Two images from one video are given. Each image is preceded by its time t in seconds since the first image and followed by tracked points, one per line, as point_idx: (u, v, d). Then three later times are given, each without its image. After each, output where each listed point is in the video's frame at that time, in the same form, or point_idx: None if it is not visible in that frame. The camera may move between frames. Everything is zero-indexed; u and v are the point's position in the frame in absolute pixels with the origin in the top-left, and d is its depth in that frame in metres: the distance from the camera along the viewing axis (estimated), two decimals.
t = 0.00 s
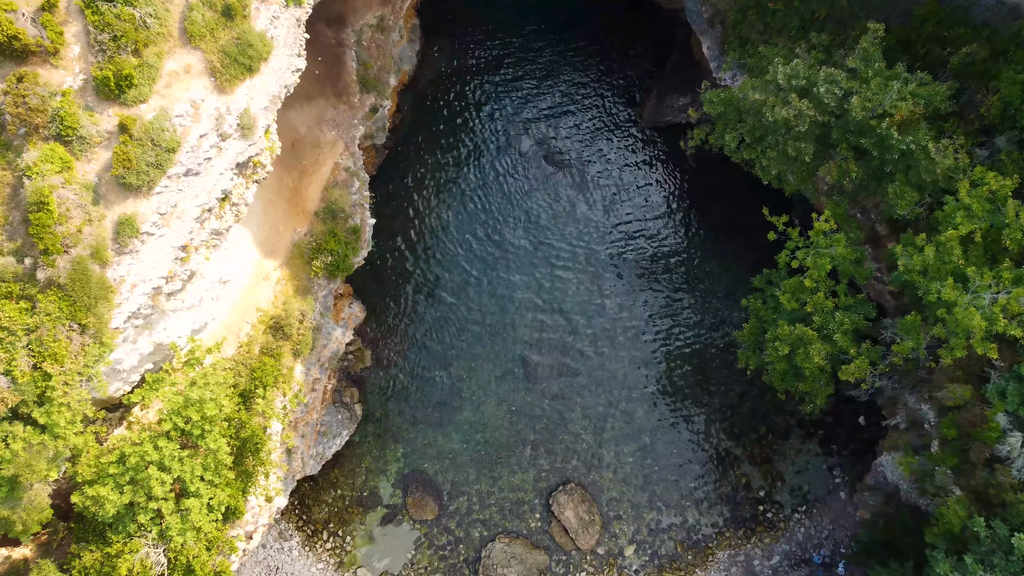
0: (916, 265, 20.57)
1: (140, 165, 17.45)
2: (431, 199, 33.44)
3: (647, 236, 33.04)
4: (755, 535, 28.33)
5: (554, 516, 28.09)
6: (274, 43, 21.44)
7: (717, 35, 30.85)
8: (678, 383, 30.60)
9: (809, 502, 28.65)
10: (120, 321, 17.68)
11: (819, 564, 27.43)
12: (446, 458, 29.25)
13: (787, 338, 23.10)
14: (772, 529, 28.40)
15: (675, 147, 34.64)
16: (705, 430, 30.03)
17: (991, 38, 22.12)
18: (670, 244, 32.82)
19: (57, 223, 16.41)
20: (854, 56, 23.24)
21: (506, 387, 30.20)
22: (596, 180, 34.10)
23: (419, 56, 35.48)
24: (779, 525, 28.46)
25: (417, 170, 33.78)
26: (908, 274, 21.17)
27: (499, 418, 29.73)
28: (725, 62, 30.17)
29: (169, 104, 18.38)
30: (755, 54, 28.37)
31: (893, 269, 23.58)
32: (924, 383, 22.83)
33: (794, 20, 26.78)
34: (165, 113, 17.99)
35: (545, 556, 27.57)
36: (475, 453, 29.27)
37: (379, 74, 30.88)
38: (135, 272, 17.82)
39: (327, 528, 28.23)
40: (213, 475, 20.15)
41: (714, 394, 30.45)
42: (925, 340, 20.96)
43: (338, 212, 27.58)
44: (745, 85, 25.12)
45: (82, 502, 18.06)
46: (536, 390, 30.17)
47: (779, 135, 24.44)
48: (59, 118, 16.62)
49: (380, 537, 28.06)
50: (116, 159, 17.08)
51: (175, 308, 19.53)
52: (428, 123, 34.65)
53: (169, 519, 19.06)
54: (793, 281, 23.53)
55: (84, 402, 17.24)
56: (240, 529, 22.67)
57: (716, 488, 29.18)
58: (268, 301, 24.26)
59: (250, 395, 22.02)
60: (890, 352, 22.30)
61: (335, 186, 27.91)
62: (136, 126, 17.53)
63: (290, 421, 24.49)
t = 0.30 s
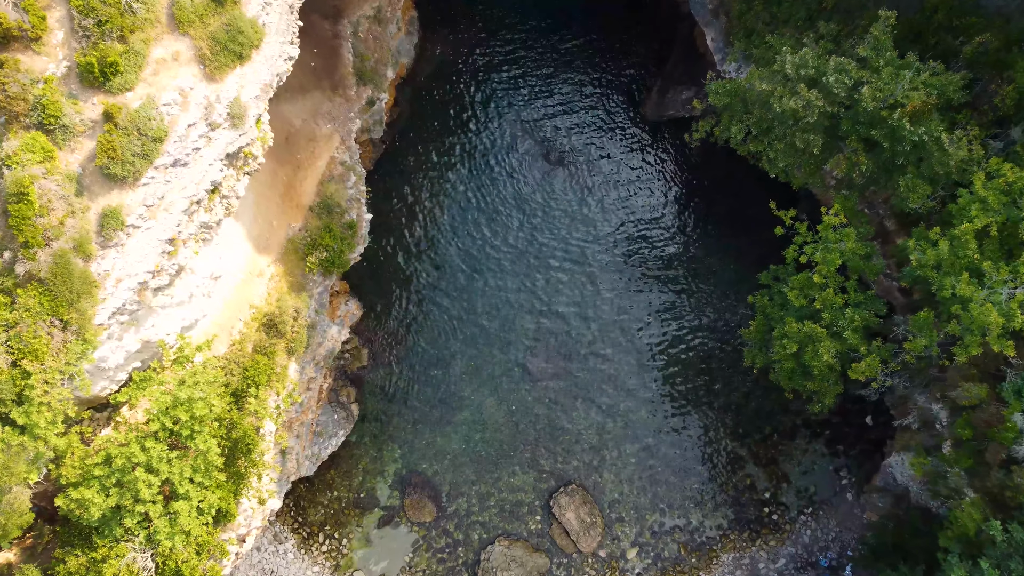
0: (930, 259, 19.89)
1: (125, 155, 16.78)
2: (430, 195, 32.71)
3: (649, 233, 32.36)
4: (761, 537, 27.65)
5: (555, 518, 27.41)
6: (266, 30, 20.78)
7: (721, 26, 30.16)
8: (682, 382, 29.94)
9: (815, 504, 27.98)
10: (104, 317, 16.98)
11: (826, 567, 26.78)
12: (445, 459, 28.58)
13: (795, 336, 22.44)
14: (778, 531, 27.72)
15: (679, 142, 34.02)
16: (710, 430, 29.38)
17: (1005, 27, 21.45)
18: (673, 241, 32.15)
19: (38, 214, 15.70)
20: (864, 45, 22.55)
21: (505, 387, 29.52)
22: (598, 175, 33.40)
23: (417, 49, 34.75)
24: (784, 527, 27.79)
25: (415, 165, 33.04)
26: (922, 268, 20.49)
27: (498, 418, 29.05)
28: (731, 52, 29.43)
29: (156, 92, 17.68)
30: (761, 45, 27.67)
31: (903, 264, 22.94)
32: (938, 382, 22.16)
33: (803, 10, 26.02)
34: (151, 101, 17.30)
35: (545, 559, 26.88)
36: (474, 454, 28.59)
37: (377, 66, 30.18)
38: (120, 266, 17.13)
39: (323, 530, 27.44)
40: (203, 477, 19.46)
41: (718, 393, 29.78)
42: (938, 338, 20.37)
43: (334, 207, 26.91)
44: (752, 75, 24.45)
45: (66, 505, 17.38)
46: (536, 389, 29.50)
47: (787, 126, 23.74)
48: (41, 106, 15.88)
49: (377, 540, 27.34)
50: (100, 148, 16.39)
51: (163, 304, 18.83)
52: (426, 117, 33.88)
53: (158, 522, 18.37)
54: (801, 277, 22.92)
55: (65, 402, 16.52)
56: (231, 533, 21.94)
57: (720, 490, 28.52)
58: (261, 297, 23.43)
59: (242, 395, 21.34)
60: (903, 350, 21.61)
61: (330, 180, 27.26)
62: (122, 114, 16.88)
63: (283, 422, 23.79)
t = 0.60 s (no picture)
0: (945, 254, 19.21)
1: (109, 144, 16.09)
2: (429, 190, 32.00)
3: (653, 229, 31.68)
4: (767, 540, 27.00)
5: (556, 521, 26.77)
6: (257, 16, 20.09)
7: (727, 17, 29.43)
8: (686, 381, 29.26)
9: (822, 506, 27.33)
10: (87, 314, 16.26)
11: (834, 571, 26.13)
12: (444, 460, 27.91)
13: (804, 333, 21.84)
14: (785, 534, 27.07)
15: (684, 136, 33.32)
16: (715, 430, 28.71)
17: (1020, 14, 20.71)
18: (678, 238, 31.48)
19: (18, 205, 15.07)
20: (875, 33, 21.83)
21: (506, 386, 28.86)
22: (600, 171, 32.69)
23: (415, 42, 33.94)
24: (791, 529, 27.13)
25: (414, 160, 32.34)
26: (938, 263, 19.80)
27: (498, 418, 28.39)
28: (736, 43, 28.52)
29: (143, 79, 17.00)
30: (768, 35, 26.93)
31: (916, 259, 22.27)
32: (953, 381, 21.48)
33: None
34: (138, 89, 16.61)
35: (547, 562, 26.23)
36: (474, 454, 27.93)
37: (374, 58, 29.44)
38: (105, 260, 16.45)
39: (319, 532, 26.76)
40: (193, 479, 18.76)
41: (724, 392, 29.10)
42: (954, 335, 19.72)
43: (329, 201, 25.62)
44: (760, 64, 23.79)
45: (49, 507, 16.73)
46: (537, 389, 28.86)
47: (796, 117, 23.12)
48: (21, 93, 15.25)
49: (374, 542, 26.68)
50: (83, 137, 15.78)
51: (150, 300, 18.04)
52: (424, 110, 33.15)
53: (145, 526, 17.67)
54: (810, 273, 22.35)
55: (46, 400, 15.84)
56: (224, 536, 21.26)
57: (726, 491, 27.86)
58: (255, 294, 22.52)
59: (234, 395, 20.60)
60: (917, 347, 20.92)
61: (326, 174, 26.03)
62: (107, 102, 16.20)
63: (277, 422, 23.01)
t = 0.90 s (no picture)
0: (960, 247, 18.58)
1: (94, 133, 15.50)
2: (428, 185, 31.40)
3: (656, 226, 31.09)
4: (773, 542, 26.41)
5: (558, 522, 26.17)
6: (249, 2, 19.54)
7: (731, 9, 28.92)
8: (689, 380, 28.69)
9: (829, 507, 26.73)
10: (71, 309, 15.67)
11: (841, 573, 25.55)
12: (442, 460, 27.31)
13: (813, 330, 21.30)
14: (791, 535, 26.48)
15: (687, 131, 32.83)
16: (720, 430, 28.13)
17: None
18: (681, 234, 30.89)
19: None
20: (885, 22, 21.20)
21: (506, 385, 28.27)
22: (602, 167, 32.08)
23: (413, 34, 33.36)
24: (797, 531, 26.53)
25: (414, 154, 31.78)
26: (952, 256, 19.21)
27: (498, 417, 27.81)
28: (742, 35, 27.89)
29: (129, 66, 16.34)
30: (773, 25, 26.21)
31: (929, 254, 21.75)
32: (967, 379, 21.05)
33: None
34: (124, 76, 15.99)
35: (548, 565, 25.63)
36: (473, 455, 27.33)
37: (371, 49, 28.80)
38: (90, 254, 15.87)
39: (315, 535, 26.14)
40: (183, 480, 18.15)
41: (729, 391, 28.52)
42: (968, 331, 19.13)
43: (326, 195, 25.16)
44: (767, 54, 23.27)
45: (34, 509, 16.19)
46: (538, 388, 28.28)
47: (805, 109, 22.68)
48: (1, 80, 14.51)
49: (371, 545, 26.09)
50: (67, 126, 15.21)
51: (137, 295, 17.48)
52: (424, 103, 32.61)
53: (133, 529, 17.07)
54: (819, 268, 21.88)
55: (27, 400, 15.14)
56: (216, 539, 20.62)
57: (730, 492, 27.28)
58: (248, 291, 22.02)
59: (226, 394, 20.00)
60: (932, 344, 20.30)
61: (322, 168, 25.56)
62: (91, 89, 15.58)
63: (271, 421, 22.38)
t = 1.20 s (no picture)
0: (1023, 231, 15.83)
1: (26, 96, 13.35)
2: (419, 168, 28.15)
3: (672, 215, 28.29)
4: (805, 568, 23.66)
5: (563, 545, 23.67)
6: None
7: None
8: (708, 385, 26.06)
9: (868, 529, 23.96)
10: None
11: None
12: (435, 476, 24.80)
13: (855, 328, 18.70)
14: (826, 560, 23.72)
15: (706, 107, 29.80)
16: (743, 441, 25.44)
17: None
18: (699, 225, 28.12)
19: None
20: None
21: (507, 391, 25.68)
22: (612, 150, 29.12)
23: None
24: (832, 556, 23.77)
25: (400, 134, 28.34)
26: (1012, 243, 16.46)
27: (498, 427, 25.28)
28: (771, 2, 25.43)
29: (69, 21, 14.20)
30: None
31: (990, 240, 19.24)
32: None
33: None
34: (63, 32, 13.91)
35: None
36: (470, 470, 24.81)
37: (353, 14, 25.78)
38: (21, 237, 13.69)
39: (292, 559, 23.78)
40: (134, 500, 15.86)
41: (754, 396, 25.83)
42: None
43: (301, 176, 22.27)
44: (801, 14, 20.80)
45: None
46: (541, 394, 25.67)
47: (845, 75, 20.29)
48: None
49: (355, 570, 23.77)
50: None
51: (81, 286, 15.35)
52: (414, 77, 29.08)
53: (74, 556, 14.73)
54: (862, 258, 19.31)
55: None
56: (176, 565, 18.25)
57: (755, 512, 24.57)
58: (213, 284, 19.81)
59: (184, 401, 17.71)
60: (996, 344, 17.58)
61: (298, 146, 22.88)
62: (24, 47, 13.49)
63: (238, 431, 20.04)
